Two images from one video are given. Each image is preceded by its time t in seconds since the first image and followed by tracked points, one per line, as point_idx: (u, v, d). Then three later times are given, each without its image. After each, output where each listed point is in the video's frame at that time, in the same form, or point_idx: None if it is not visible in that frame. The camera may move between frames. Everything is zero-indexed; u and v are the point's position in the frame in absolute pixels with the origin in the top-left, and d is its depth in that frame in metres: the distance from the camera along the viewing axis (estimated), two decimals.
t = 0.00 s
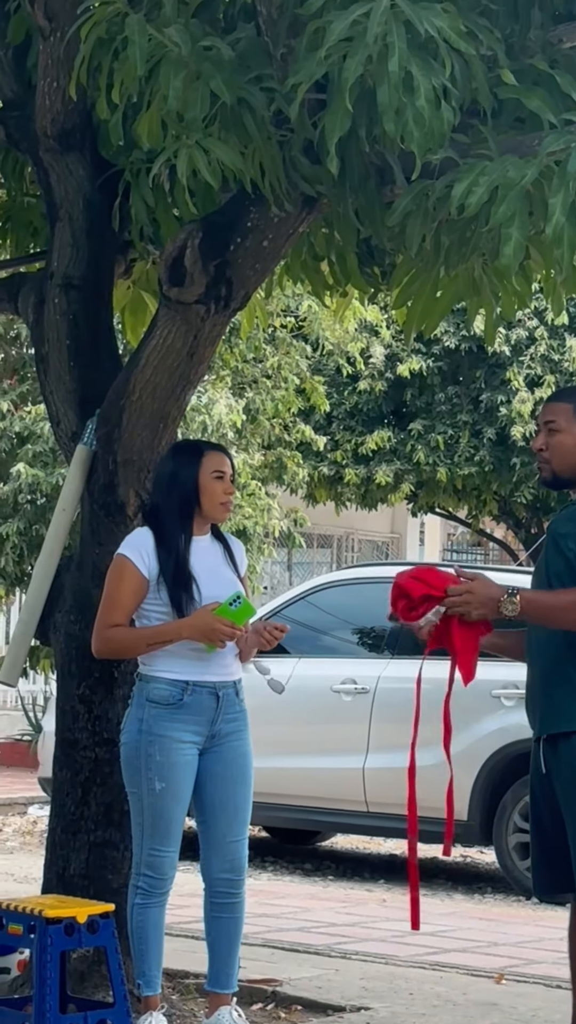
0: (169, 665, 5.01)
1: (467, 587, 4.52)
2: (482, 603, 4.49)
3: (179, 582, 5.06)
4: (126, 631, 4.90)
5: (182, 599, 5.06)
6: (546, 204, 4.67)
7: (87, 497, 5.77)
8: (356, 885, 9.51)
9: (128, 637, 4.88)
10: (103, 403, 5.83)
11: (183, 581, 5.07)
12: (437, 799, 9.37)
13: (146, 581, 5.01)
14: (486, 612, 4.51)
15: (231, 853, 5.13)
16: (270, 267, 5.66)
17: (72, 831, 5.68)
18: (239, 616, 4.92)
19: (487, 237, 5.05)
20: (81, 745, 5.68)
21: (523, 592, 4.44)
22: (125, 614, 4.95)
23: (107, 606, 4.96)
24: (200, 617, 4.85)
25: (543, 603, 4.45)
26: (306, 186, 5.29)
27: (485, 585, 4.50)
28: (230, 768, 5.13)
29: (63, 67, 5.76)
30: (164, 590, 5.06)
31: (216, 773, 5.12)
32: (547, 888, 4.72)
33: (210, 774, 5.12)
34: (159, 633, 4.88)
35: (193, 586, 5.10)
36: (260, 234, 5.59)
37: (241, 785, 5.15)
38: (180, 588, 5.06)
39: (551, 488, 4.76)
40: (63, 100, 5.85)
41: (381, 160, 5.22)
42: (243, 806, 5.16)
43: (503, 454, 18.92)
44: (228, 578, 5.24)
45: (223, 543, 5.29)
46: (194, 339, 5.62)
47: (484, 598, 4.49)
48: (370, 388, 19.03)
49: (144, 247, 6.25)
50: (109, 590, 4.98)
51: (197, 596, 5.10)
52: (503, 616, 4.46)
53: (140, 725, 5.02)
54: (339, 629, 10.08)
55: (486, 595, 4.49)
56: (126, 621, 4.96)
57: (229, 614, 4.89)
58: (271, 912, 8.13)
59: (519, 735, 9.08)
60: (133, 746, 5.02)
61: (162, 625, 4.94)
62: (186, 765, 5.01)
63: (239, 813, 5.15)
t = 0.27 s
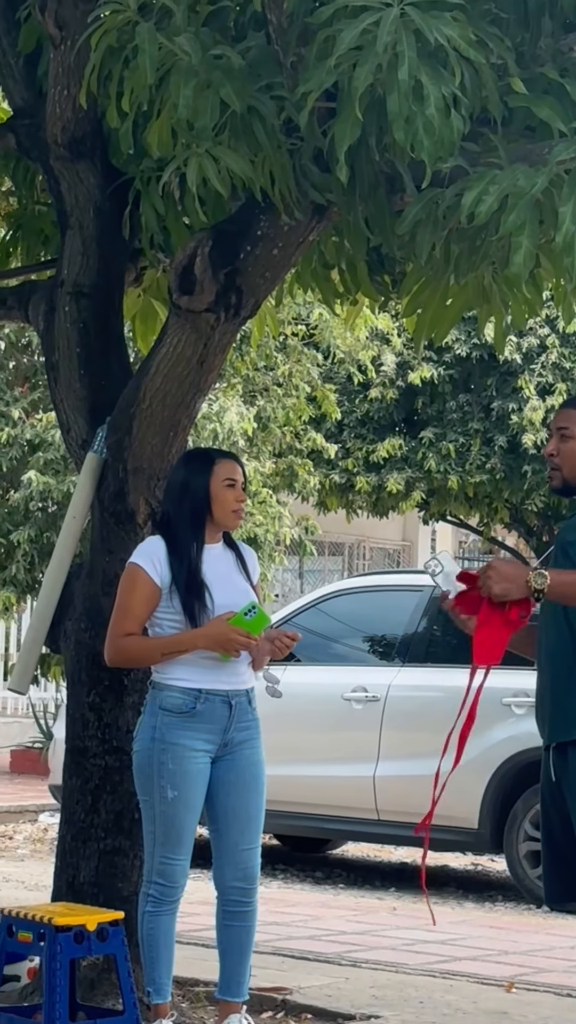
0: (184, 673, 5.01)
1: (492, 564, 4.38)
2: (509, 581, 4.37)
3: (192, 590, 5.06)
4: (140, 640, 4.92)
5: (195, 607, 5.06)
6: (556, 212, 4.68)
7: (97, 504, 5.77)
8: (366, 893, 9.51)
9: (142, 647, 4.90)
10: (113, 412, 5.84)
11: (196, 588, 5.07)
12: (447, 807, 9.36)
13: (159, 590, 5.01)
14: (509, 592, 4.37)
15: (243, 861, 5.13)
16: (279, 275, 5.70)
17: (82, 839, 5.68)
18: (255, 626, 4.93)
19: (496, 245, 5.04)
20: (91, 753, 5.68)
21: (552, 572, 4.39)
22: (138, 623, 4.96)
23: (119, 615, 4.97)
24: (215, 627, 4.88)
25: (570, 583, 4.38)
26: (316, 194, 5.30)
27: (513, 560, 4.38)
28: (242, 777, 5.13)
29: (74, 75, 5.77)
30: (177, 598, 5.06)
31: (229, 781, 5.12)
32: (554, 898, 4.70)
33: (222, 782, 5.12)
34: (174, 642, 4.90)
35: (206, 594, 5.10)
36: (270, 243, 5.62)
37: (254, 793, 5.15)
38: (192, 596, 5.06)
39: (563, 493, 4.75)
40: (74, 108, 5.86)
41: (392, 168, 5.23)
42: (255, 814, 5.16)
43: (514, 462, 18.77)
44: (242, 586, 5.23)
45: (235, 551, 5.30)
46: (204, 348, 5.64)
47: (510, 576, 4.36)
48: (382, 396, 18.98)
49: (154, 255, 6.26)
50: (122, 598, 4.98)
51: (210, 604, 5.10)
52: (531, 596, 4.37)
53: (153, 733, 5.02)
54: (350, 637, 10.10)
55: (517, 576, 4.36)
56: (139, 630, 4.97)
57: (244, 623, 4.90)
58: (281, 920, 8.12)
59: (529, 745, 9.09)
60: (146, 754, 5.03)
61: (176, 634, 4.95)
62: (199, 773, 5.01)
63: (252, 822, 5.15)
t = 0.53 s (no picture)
0: (189, 679, 5.01)
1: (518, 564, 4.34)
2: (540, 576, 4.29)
3: (197, 596, 5.06)
4: (145, 646, 4.92)
5: (201, 613, 5.07)
6: (561, 216, 4.67)
7: (102, 509, 5.78)
8: (372, 897, 9.51)
9: (148, 653, 4.91)
10: (118, 416, 5.85)
11: (202, 594, 5.07)
12: (453, 812, 9.35)
13: (165, 595, 5.02)
14: (536, 591, 4.31)
15: (249, 866, 5.12)
16: (284, 280, 5.70)
17: (86, 844, 5.68)
18: (262, 634, 4.94)
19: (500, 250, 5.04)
20: (96, 757, 5.68)
21: None
22: (143, 628, 4.97)
23: (125, 620, 4.98)
24: (222, 634, 4.90)
25: None
26: (320, 199, 5.30)
27: (540, 559, 4.34)
28: (248, 781, 5.13)
29: (78, 80, 5.78)
30: (182, 603, 5.07)
31: (235, 786, 5.12)
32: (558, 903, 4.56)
33: (229, 787, 5.12)
34: (180, 648, 4.91)
35: (211, 600, 5.10)
36: (274, 247, 5.62)
37: (260, 797, 5.15)
38: (198, 601, 5.07)
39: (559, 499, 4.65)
40: (79, 113, 5.88)
41: (396, 173, 5.23)
42: (262, 819, 5.16)
43: (521, 467, 18.66)
44: (248, 592, 5.24)
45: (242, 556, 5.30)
46: (209, 353, 5.64)
47: (538, 577, 4.30)
48: (387, 400, 18.96)
49: (159, 259, 6.27)
50: (128, 604, 4.99)
51: (215, 609, 5.10)
52: (561, 592, 4.30)
53: (159, 738, 5.03)
54: (355, 641, 10.11)
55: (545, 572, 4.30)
56: (144, 635, 4.98)
57: (251, 630, 4.92)
58: (286, 925, 8.12)
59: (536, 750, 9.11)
60: (152, 758, 5.03)
61: (182, 640, 4.96)
62: (205, 778, 5.01)
63: (258, 826, 5.14)
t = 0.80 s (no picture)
0: (191, 680, 5.01)
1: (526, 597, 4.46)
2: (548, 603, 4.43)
3: (198, 597, 5.06)
4: (147, 647, 4.93)
5: (202, 614, 5.07)
6: (561, 217, 4.68)
7: (103, 510, 5.78)
8: (373, 898, 9.51)
9: (149, 654, 4.91)
10: (119, 417, 5.85)
11: (202, 595, 5.07)
12: (454, 812, 9.35)
13: (166, 596, 5.02)
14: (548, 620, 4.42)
15: (251, 866, 5.13)
16: (285, 281, 5.70)
17: (87, 844, 5.68)
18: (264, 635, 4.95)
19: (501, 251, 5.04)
20: (97, 758, 5.69)
21: None
22: (144, 630, 4.97)
23: (126, 621, 4.98)
24: (223, 636, 4.90)
25: None
26: (322, 200, 5.30)
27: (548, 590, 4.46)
28: (249, 781, 5.13)
29: (79, 81, 5.79)
30: (183, 604, 5.07)
31: (236, 786, 5.12)
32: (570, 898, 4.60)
33: (230, 788, 5.13)
34: (182, 649, 4.91)
35: (212, 601, 5.11)
36: (275, 248, 5.62)
37: (261, 798, 5.15)
38: (199, 602, 5.07)
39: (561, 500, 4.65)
40: (80, 114, 5.88)
41: (397, 174, 5.23)
42: (263, 819, 5.16)
43: (522, 467, 18.69)
44: (248, 593, 5.24)
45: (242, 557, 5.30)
46: (210, 354, 5.64)
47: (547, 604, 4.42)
48: (388, 401, 18.92)
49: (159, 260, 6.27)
50: (129, 605, 4.99)
51: (217, 611, 5.11)
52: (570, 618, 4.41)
53: (160, 738, 5.03)
54: (357, 642, 10.11)
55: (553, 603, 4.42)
56: (146, 636, 4.98)
57: (252, 632, 4.92)
58: (288, 925, 8.12)
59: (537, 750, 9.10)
60: (153, 759, 5.03)
61: (184, 641, 4.96)
62: (206, 778, 5.01)
63: (259, 827, 5.15)
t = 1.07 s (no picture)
0: (190, 674, 5.02)
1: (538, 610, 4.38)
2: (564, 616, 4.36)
3: (198, 591, 5.07)
4: (147, 642, 4.93)
5: (202, 609, 5.07)
6: (561, 212, 4.68)
7: (102, 506, 5.78)
8: (372, 893, 9.52)
9: (149, 649, 4.92)
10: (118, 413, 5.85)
11: (202, 590, 5.07)
12: (453, 807, 9.36)
13: (165, 591, 5.02)
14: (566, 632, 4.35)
15: (250, 861, 5.13)
16: (284, 276, 5.70)
17: (87, 839, 5.69)
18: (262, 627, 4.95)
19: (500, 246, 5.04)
20: (96, 753, 5.69)
21: None
22: (144, 624, 4.97)
23: (125, 615, 4.98)
24: (223, 630, 4.91)
25: None
26: (321, 195, 5.30)
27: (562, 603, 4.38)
28: (248, 776, 5.13)
29: (79, 76, 5.78)
30: (183, 599, 5.07)
31: (235, 781, 5.12)
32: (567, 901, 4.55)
33: (228, 782, 5.13)
34: (182, 644, 4.91)
35: (212, 595, 5.11)
36: (275, 243, 5.62)
37: (259, 792, 5.16)
38: (199, 597, 5.07)
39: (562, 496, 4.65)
40: (79, 109, 5.88)
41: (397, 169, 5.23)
42: (261, 814, 5.16)
43: (521, 462, 18.70)
44: (246, 587, 5.24)
45: (240, 551, 5.30)
46: (209, 349, 5.64)
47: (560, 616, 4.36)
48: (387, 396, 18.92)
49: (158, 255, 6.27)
50: (128, 600, 4.99)
51: (216, 606, 5.11)
52: None
53: (159, 733, 5.03)
54: (356, 637, 10.11)
55: (565, 614, 4.36)
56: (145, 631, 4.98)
57: (251, 625, 4.93)
58: (287, 920, 8.13)
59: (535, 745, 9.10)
60: (152, 754, 5.03)
61: (184, 636, 4.97)
62: (205, 773, 5.02)
63: (258, 821, 5.15)
